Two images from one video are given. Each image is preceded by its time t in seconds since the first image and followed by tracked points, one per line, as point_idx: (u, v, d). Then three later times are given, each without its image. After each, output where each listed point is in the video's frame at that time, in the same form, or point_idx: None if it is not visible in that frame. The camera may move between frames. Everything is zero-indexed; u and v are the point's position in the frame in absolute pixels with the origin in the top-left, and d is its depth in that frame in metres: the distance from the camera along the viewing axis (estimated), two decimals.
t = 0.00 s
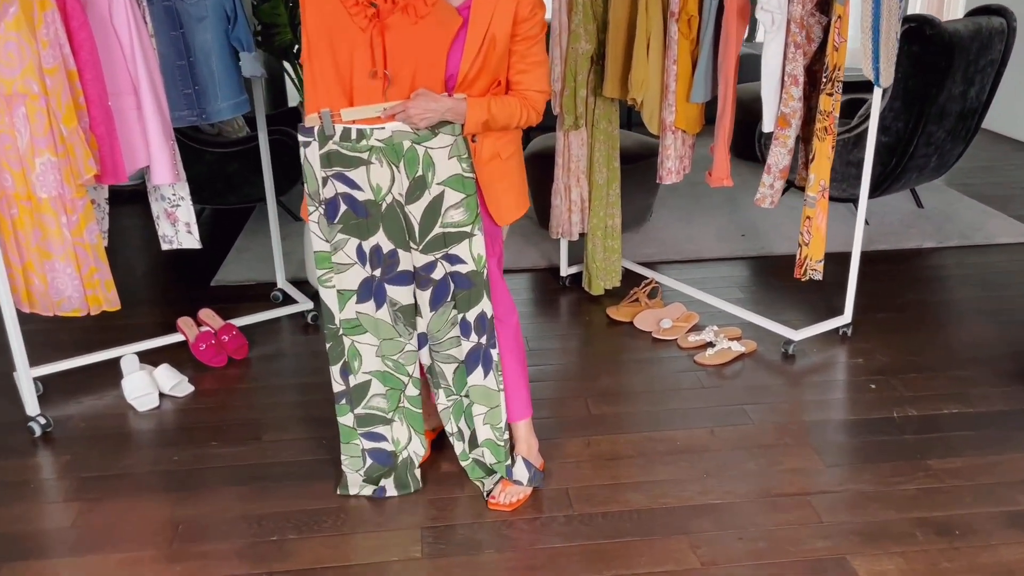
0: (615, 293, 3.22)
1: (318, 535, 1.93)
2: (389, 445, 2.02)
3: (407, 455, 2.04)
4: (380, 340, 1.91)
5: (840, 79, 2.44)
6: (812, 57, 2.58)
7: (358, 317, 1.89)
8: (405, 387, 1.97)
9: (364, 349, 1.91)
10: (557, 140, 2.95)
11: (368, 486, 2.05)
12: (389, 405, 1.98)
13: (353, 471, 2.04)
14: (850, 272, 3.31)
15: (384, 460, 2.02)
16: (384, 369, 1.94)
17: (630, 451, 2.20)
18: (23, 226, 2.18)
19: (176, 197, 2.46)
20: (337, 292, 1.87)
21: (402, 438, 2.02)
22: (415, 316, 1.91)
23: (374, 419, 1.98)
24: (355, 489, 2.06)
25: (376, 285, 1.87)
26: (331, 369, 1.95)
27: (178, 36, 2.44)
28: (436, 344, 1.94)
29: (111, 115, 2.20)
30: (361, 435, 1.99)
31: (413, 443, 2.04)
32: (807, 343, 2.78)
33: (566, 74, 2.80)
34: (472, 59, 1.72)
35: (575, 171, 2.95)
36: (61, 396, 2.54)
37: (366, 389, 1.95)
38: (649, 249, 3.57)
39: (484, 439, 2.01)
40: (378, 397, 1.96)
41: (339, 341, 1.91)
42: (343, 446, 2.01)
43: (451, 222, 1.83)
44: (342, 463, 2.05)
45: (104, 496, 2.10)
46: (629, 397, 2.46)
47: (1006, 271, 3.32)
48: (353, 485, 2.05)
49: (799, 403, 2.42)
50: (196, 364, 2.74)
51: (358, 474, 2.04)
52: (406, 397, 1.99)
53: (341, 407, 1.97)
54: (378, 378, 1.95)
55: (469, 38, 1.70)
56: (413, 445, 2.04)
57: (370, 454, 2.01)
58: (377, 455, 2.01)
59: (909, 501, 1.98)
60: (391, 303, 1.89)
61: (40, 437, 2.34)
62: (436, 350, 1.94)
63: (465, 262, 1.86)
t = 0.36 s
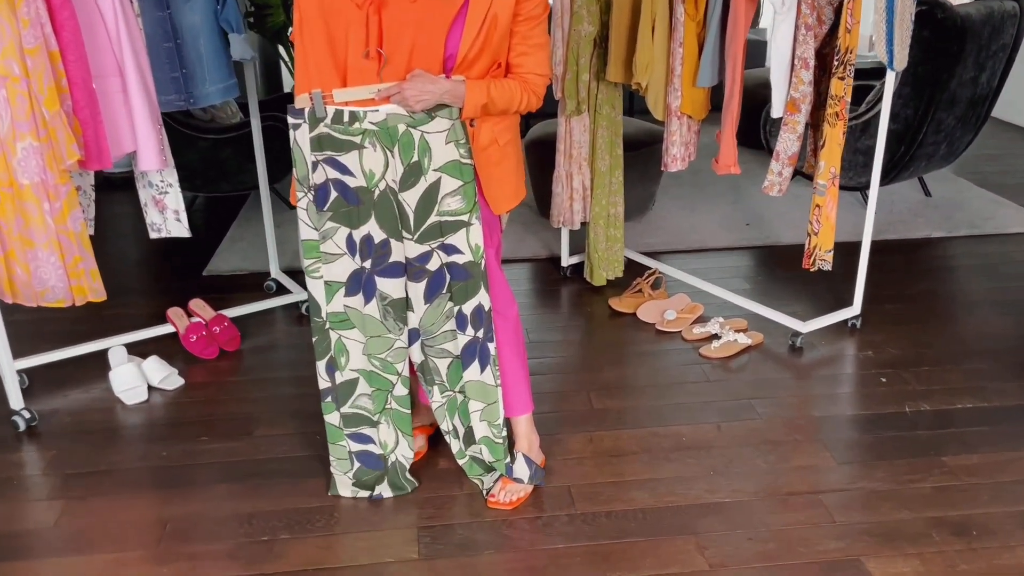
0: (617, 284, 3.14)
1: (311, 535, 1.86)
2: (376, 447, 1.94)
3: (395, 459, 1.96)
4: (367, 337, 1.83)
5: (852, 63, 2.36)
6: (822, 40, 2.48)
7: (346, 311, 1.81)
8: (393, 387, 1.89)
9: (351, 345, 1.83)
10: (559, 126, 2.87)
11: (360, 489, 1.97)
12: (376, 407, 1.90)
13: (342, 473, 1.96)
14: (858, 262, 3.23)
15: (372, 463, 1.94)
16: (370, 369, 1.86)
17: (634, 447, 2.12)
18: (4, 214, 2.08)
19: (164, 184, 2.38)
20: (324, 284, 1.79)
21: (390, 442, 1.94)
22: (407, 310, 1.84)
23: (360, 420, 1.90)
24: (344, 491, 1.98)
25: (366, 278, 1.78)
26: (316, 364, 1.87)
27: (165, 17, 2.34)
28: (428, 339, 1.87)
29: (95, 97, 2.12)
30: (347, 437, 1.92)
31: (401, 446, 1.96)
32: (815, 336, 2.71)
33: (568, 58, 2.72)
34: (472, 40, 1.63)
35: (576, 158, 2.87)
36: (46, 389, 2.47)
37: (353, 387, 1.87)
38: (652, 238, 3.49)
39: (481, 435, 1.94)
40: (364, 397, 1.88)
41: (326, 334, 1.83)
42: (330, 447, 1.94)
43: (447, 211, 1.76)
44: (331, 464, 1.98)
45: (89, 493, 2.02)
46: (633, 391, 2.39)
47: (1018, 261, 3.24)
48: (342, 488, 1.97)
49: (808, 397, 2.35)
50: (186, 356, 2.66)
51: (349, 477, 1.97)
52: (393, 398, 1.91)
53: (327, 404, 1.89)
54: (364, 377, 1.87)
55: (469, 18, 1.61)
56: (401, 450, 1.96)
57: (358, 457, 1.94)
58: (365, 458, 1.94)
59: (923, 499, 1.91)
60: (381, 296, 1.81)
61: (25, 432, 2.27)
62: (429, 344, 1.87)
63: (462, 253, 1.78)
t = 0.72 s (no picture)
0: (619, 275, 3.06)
1: (298, 535, 1.78)
2: (373, 443, 1.86)
3: (392, 455, 1.89)
4: (365, 326, 1.76)
5: (866, 46, 2.26)
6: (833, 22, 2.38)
7: (342, 300, 1.73)
8: (390, 379, 1.82)
9: (347, 335, 1.76)
10: (560, 112, 2.79)
11: (351, 487, 1.89)
12: (373, 399, 1.82)
13: (333, 468, 1.89)
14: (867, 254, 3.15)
15: (366, 459, 1.87)
16: (369, 359, 1.79)
17: (635, 444, 2.05)
18: None
19: (151, 168, 2.30)
20: (319, 273, 1.71)
21: (388, 438, 1.87)
22: (405, 299, 1.76)
23: (356, 413, 1.83)
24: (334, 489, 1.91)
25: (363, 265, 1.71)
26: (311, 355, 1.80)
27: None
28: (426, 329, 1.79)
29: (77, 78, 2.04)
30: (343, 429, 1.84)
31: (399, 442, 1.89)
32: (823, 329, 2.62)
33: (569, 41, 2.64)
34: (471, 15, 1.56)
35: (578, 144, 2.79)
36: (30, 380, 2.40)
37: (349, 378, 1.80)
38: (656, 228, 3.41)
39: (478, 430, 1.86)
40: (363, 388, 1.81)
41: (321, 325, 1.76)
42: (323, 439, 1.87)
43: (445, 196, 1.68)
44: (323, 459, 1.90)
45: (70, 489, 1.95)
46: (634, 386, 2.31)
47: None
48: (332, 483, 1.90)
49: (816, 394, 2.27)
50: (176, 347, 2.59)
51: (340, 472, 1.89)
52: (390, 392, 1.84)
53: (323, 397, 1.82)
54: (362, 368, 1.79)
55: None
56: (399, 446, 1.89)
57: (353, 451, 1.86)
58: (360, 453, 1.86)
59: (937, 501, 1.84)
60: (379, 285, 1.73)
61: (6, 424, 2.20)
62: (427, 335, 1.80)
63: (460, 240, 1.70)
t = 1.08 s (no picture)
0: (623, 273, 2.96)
1: (277, 548, 1.69)
2: (358, 451, 1.77)
3: (378, 464, 1.80)
4: (349, 328, 1.66)
5: (884, 37, 2.14)
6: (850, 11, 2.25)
7: (325, 300, 1.63)
8: (377, 384, 1.72)
9: (331, 337, 1.66)
10: (563, 103, 2.68)
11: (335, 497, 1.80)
12: (358, 405, 1.73)
13: (316, 476, 1.79)
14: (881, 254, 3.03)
15: (351, 468, 1.77)
16: (353, 362, 1.69)
17: (635, 454, 1.95)
18: None
19: (133, 159, 2.20)
20: (301, 272, 1.61)
21: (374, 446, 1.77)
22: (393, 299, 1.66)
23: (340, 419, 1.72)
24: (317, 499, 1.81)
25: (348, 263, 1.61)
26: (293, 358, 1.70)
27: None
28: (415, 331, 1.69)
29: (53, 64, 1.94)
30: (327, 436, 1.74)
31: (385, 450, 1.80)
32: (834, 333, 2.51)
33: (572, 28, 2.54)
34: None
35: (581, 137, 2.67)
36: (9, 378, 2.31)
37: (333, 383, 1.69)
38: (663, 224, 3.30)
39: (470, 438, 1.76)
40: (347, 393, 1.71)
41: (303, 327, 1.66)
42: (306, 446, 1.77)
43: (436, 189, 1.57)
44: (306, 466, 1.81)
45: (42, 495, 1.87)
46: (636, 391, 2.21)
47: None
48: (315, 492, 1.80)
49: (827, 401, 2.16)
50: (161, 345, 2.50)
51: (323, 480, 1.79)
52: (376, 397, 1.74)
53: (305, 401, 1.72)
54: (346, 372, 1.69)
55: None
56: (386, 455, 1.80)
57: (337, 459, 1.76)
58: (344, 461, 1.76)
59: (955, 520, 1.73)
60: (365, 284, 1.63)
61: None
62: (416, 338, 1.69)
63: (452, 237, 1.60)
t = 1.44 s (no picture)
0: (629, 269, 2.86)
1: (258, 555, 1.61)
2: (344, 455, 1.69)
3: (365, 469, 1.71)
4: (335, 325, 1.57)
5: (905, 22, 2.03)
6: None
7: (310, 295, 1.54)
8: (363, 384, 1.63)
9: (316, 334, 1.57)
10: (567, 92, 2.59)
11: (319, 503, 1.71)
12: (344, 407, 1.64)
13: (300, 480, 1.71)
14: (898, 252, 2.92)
15: (336, 473, 1.69)
16: (339, 362, 1.60)
17: (637, 459, 1.85)
18: None
19: (119, 146, 2.12)
20: (284, 264, 1.52)
21: (360, 450, 1.69)
22: (381, 293, 1.57)
23: (325, 421, 1.64)
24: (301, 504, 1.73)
25: (334, 255, 1.52)
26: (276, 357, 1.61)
27: None
28: (404, 327, 1.60)
29: (32, 45, 1.86)
30: (311, 438, 1.66)
31: (372, 454, 1.71)
32: (849, 333, 2.41)
33: (578, 14, 2.45)
34: None
35: (587, 127, 2.58)
36: None
37: (317, 383, 1.61)
38: (672, 220, 3.20)
39: (462, 440, 1.67)
40: (332, 395, 1.63)
41: (286, 323, 1.57)
42: (290, 448, 1.69)
43: (428, 176, 1.48)
44: (290, 469, 1.73)
45: (16, 495, 1.79)
46: (640, 392, 2.11)
47: None
48: (300, 497, 1.72)
49: (841, 405, 2.06)
50: (150, 339, 2.42)
51: (308, 484, 1.71)
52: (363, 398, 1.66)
53: (289, 402, 1.63)
54: (332, 372, 1.61)
55: None
56: (373, 459, 1.72)
57: (322, 463, 1.68)
58: (329, 465, 1.68)
59: (976, 534, 1.63)
60: (351, 279, 1.54)
61: None
62: (405, 335, 1.61)
63: (444, 227, 1.51)
